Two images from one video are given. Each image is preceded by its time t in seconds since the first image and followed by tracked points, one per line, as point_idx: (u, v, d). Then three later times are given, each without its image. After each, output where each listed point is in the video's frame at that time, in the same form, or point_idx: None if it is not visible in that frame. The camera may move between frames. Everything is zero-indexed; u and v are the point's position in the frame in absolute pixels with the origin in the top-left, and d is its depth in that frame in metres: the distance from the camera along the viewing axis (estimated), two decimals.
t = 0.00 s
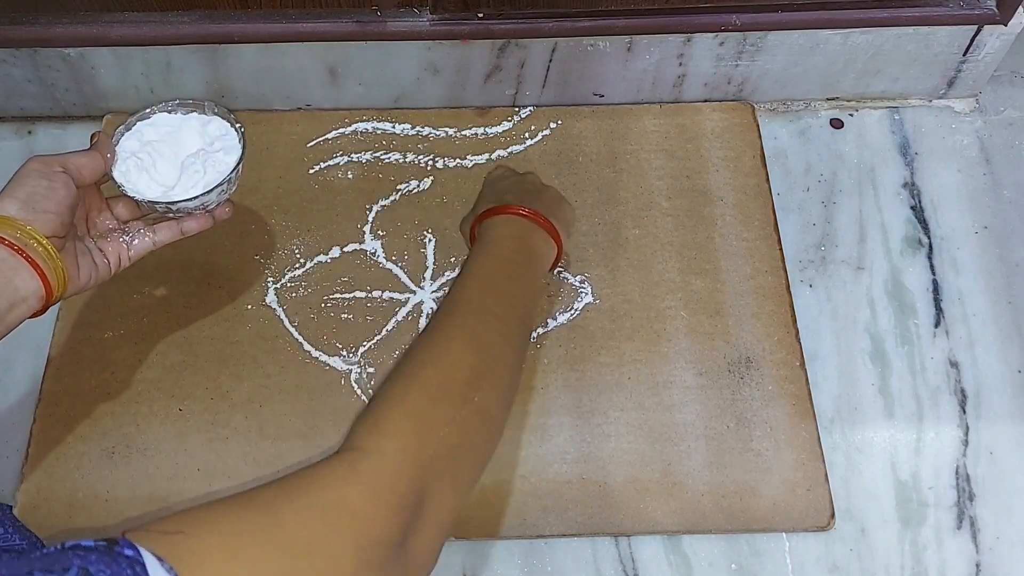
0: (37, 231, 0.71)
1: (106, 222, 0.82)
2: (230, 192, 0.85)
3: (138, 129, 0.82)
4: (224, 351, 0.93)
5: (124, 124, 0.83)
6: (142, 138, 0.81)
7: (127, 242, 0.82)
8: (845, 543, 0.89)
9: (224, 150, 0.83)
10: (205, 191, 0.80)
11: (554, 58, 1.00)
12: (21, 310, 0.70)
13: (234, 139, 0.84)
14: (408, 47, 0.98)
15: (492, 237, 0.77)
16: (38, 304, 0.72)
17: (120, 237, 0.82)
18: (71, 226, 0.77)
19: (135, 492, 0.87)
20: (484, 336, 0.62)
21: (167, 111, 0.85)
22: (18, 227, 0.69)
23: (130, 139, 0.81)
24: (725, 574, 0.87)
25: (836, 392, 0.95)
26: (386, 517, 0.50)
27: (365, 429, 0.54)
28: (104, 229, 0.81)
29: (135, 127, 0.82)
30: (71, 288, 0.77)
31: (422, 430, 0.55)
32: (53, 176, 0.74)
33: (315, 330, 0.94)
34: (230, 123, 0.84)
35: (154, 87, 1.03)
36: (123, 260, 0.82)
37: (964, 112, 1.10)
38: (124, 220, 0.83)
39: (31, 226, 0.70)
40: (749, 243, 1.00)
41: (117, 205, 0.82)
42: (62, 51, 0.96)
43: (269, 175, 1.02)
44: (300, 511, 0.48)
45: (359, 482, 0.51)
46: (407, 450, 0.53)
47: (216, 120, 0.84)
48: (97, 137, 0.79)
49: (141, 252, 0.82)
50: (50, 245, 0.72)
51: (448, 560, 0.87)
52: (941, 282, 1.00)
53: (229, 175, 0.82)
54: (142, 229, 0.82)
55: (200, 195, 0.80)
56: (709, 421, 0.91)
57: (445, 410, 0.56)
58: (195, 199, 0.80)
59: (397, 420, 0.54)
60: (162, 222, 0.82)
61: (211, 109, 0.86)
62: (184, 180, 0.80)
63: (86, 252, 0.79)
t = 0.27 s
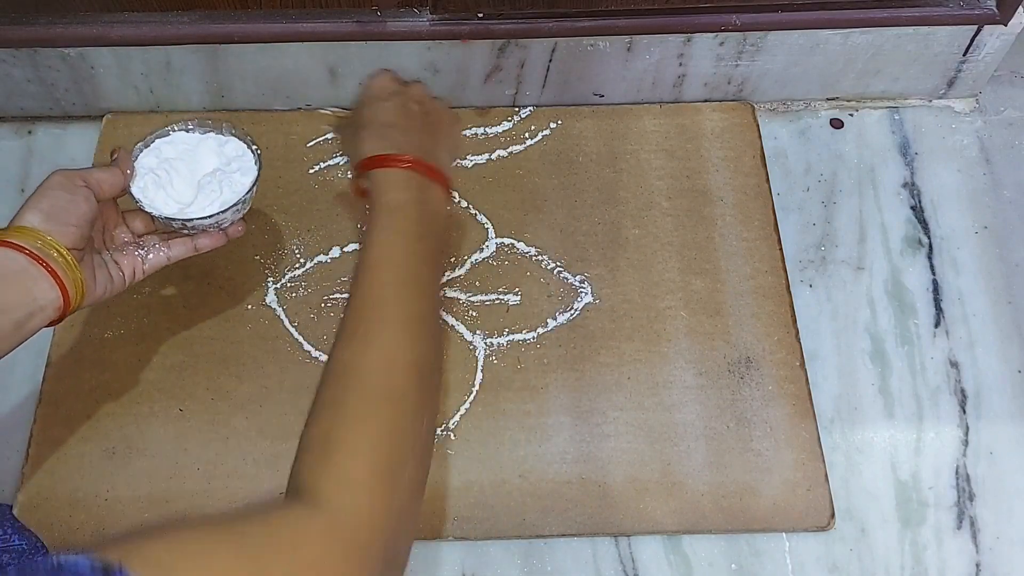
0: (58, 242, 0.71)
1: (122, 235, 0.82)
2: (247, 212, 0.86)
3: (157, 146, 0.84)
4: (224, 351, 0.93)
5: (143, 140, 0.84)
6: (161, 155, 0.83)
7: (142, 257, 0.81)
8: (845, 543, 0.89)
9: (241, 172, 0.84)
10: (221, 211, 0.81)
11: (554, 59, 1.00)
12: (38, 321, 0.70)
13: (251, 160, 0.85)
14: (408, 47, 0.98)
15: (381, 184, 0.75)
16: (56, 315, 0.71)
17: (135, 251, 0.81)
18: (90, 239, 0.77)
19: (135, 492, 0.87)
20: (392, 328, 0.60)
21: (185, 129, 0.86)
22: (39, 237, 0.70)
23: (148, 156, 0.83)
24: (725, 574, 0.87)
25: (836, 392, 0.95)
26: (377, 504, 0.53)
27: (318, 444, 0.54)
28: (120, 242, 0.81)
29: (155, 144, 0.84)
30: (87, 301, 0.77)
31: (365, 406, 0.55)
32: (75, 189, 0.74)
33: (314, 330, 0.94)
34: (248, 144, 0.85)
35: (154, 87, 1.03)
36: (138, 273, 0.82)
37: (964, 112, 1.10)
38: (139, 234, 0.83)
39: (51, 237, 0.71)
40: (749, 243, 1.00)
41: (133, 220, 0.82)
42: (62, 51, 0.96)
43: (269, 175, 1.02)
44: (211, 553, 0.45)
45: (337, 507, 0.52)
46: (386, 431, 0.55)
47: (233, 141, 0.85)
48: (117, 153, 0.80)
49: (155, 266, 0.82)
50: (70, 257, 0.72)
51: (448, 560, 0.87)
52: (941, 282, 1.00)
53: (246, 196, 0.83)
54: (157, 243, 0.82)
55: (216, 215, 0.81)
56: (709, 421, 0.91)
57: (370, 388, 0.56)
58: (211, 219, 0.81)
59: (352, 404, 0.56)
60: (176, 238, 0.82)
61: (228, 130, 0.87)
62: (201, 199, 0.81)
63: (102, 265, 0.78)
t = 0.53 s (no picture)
0: (61, 259, 0.71)
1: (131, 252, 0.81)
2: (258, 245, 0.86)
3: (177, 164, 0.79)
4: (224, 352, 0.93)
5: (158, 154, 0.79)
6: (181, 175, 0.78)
7: (148, 275, 0.81)
8: (845, 543, 0.89)
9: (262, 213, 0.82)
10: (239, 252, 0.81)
11: (554, 58, 1.00)
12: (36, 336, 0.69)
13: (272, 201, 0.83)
14: (408, 47, 0.98)
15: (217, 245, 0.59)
16: (54, 332, 0.71)
17: (141, 269, 0.81)
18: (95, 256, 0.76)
19: (135, 492, 0.87)
20: (258, 358, 0.55)
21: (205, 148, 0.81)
22: (42, 253, 0.70)
23: (165, 175, 0.78)
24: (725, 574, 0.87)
25: (836, 392, 0.95)
26: (282, 526, 0.52)
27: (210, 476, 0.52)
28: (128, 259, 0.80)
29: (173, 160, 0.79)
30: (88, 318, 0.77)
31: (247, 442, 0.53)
32: (84, 208, 0.74)
33: (314, 330, 0.94)
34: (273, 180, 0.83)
35: (154, 87, 1.03)
36: (142, 291, 0.81)
37: (964, 112, 1.10)
38: (149, 253, 0.81)
39: (55, 254, 0.71)
40: (749, 242, 1.00)
41: (144, 237, 0.81)
42: (63, 51, 0.96)
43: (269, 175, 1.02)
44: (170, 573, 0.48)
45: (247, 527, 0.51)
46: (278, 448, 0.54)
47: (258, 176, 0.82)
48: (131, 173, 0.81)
49: (161, 285, 0.82)
50: (73, 275, 0.72)
51: (447, 560, 0.87)
52: (941, 282, 1.00)
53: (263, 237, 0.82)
54: (165, 263, 0.81)
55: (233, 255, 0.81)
56: (709, 421, 0.91)
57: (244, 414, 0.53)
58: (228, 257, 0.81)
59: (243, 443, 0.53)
60: (184, 259, 0.82)
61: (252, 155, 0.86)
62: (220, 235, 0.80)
63: (106, 282, 0.78)
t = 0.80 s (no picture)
0: (39, 248, 0.72)
1: (127, 232, 0.83)
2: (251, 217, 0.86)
3: (170, 142, 0.84)
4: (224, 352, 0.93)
5: (158, 135, 0.85)
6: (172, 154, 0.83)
7: (139, 258, 0.83)
8: (845, 543, 0.89)
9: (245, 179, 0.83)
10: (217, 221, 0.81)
11: (554, 58, 1.00)
12: (16, 325, 0.71)
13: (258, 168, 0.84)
14: (408, 47, 0.98)
15: (259, 163, 0.63)
16: (36, 319, 0.73)
17: (134, 252, 0.83)
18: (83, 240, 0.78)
19: (135, 492, 0.87)
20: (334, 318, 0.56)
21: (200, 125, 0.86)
22: (21, 243, 0.71)
23: (160, 152, 0.83)
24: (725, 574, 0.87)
25: (836, 392, 0.95)
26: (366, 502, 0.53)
27: (277, 456, 0.53)
28: (122, 240, 0.82)
29: (168, 138, 0.84)
30: (74, 302, 0.79)
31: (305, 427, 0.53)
32: (65, 191, 0.74)
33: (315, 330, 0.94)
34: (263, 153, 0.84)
35: (154, 87, 1.03)
36: (133, 274, 0.84)
37: (964, 112, 1.10)
38: (142, 233, 0.84)
39: (34, 242, 0.72)
40: (749, 242, 1.00)
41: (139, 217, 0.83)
42: (63, 52, 0.96)
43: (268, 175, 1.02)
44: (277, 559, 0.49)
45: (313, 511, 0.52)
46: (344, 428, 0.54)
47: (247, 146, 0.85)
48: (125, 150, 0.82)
49: (152, 269, 0.84)
50: (50, 262, 0.73)
51: (448, 560, 0.87)
52: (941, 282, 1.00)
53: (246, 205, 0.82)
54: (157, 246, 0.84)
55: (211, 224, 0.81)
56: (709, 421, 0.91)
57: (311, 408, 0.53)
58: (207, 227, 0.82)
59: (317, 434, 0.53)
60: (177, 243, 0.85)
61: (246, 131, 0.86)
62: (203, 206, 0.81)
63: (95, 265, 0.80)
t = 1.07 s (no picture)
0: (41, 242, 0.71)
1: (127, 224, 0.82)
2: (250, 205, 0.85)
3: (166, 132, 0.83)
4: (224, 351, 0.93)
5: (152, 125, 0.84)
6: (168, 143, 0.82)
7: (141, 251, 0.82)
8: (845, 543, 0.89)
9: (246, 166, 0.83)
10: (220, 209, 0.81)
11: (554, 58, 1.00)
12: (21, 319, 0.71)
13: (258, 154, 0.84)
14: (408, 47, 0.98)
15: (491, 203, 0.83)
16: (42, 313, 0.73)
17: (135, 245, 0.82)
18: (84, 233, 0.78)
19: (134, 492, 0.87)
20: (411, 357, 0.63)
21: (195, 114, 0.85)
22: (23, 237, 0.70)
23: (156, 143, 0.82)
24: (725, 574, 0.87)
25: (836, 392, 0.95)
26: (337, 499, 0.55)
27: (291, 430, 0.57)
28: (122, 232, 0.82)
29: (163, 129, 0.83)
30: (77, 296, 0.78)
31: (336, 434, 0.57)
32: (67, 183, 0.74)
33: (315, 330, 0.94)
34: (260, 137, 0.85)
35: (154, 87, 1.03)
36: (135, 267, 0.82)
37: (964, 112, 1.10)
38: (143, 224, 0.83)
39: (34, 236, 0.71)
40: (749, 242, 1.00)
41: (139, 208, 0.82)
42: (62, 51, 0.96)
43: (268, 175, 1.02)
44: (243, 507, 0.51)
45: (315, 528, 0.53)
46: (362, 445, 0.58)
47: (246, 131, 0.85)
48: (121, 141, 0.79)
49: (154, 261, 0.83)
50: (54, 256, 0.72)
51: (448, 560, 0.87)
52: (941, 282, 1.00)
53: (248, 192, 0.82)
54: (158, 238, 0.83)
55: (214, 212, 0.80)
56: (709, 421, 0.91)
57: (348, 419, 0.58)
58: (209, 215, 0.80)
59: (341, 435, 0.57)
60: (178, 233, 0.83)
61: (240, 117, 0.86)
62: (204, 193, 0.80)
63: (96, 259, 0.79)
